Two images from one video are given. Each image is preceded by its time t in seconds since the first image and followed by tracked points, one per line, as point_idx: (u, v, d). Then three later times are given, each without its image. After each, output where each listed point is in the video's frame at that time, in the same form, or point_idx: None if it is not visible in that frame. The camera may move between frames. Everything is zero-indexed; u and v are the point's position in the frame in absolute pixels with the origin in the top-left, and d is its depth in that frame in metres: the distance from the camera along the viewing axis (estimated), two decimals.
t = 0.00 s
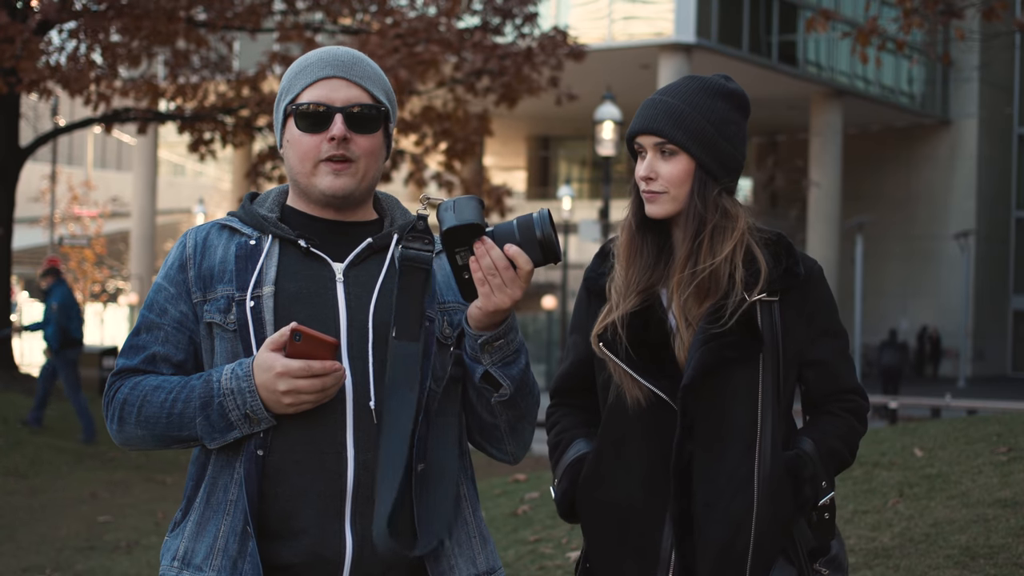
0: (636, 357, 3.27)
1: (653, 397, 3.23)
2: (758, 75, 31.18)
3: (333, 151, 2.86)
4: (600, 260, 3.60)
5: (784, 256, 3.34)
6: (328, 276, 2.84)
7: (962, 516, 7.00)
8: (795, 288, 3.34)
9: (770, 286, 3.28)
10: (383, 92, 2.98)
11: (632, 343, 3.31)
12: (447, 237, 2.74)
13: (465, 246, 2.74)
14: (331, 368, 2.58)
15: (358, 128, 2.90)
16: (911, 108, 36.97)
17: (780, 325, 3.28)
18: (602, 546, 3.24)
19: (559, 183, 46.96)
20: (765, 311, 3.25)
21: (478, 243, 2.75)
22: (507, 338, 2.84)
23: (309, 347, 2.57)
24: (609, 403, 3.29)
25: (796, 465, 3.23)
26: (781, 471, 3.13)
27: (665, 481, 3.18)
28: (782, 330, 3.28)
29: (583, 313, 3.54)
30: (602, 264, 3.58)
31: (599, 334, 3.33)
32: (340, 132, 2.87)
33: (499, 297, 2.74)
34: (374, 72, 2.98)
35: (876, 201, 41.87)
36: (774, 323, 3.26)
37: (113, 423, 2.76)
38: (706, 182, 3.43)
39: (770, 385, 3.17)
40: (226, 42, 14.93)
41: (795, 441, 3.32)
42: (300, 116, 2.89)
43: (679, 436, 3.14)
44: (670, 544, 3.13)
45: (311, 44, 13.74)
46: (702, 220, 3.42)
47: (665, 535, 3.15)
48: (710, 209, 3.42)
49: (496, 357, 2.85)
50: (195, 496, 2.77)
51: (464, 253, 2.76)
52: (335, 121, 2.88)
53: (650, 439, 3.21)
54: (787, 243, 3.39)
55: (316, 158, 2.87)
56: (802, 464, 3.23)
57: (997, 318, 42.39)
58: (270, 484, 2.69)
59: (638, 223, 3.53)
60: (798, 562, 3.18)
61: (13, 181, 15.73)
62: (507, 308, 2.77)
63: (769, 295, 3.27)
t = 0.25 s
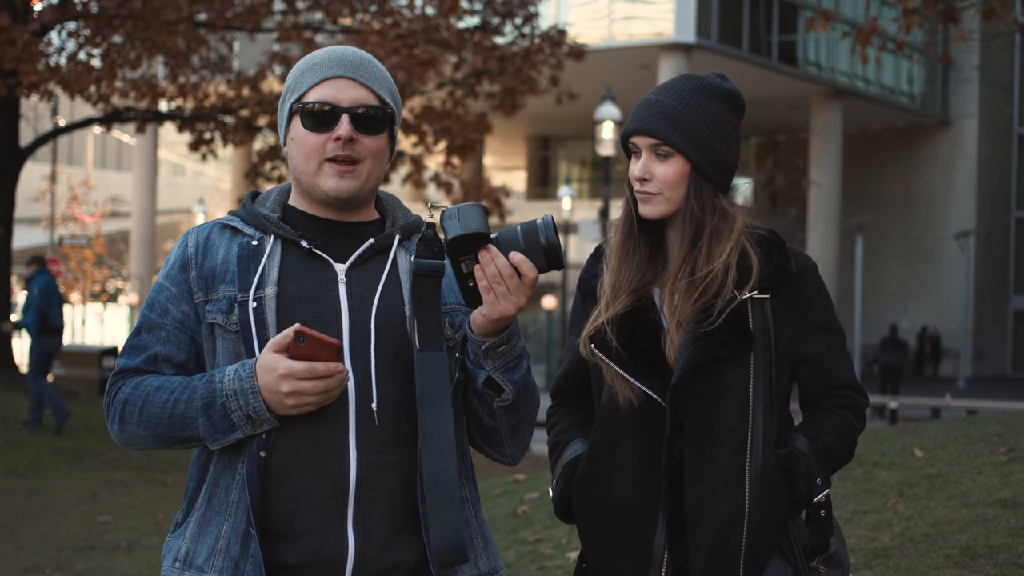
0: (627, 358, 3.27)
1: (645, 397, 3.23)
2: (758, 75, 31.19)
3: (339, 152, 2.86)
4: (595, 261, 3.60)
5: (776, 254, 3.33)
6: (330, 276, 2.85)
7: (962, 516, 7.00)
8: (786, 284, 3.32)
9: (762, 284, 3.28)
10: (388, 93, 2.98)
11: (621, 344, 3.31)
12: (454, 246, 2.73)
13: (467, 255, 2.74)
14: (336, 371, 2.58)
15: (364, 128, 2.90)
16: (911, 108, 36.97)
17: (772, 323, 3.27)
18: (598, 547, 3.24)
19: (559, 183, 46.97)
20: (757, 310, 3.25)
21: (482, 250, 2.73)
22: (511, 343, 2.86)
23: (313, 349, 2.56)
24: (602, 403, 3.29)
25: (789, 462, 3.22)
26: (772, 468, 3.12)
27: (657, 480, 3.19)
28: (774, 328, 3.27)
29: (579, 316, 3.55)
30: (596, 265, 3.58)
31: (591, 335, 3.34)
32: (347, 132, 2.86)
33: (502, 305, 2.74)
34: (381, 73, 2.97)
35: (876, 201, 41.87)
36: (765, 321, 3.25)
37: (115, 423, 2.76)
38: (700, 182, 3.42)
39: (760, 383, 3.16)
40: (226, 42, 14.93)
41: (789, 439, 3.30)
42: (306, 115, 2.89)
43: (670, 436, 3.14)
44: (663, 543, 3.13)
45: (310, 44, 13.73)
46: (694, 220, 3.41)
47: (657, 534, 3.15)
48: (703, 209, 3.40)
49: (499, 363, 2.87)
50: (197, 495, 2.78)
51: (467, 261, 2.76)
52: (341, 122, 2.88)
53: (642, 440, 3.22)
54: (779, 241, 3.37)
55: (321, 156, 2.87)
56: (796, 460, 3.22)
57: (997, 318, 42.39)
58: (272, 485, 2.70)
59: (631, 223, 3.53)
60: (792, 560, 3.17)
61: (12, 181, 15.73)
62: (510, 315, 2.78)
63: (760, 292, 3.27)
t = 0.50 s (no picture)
0: (622, 360, 3.27)
1: (639, 399, 3.23)
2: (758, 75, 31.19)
3: (344, 151, 2.87)
4: (587, 263, 3.60)
5: (769, 256, 3.34)
6: (333, 276, 2.85)
7: (962, 516, 7.00)
8: (779, 285, 3.33)
9: (755, 285, 3.29)
10: (393, 95, 2.99)
11: (616, 346, 3.30)
12: (449, 267, 2.66)
13: (463, 274, 2.67)
14: (307, 331, 2.51)
15: (368, 129, 2.90)
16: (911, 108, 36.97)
17: (766, 323, 3.28)
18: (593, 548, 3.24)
19: (559, 183, 46.98)
20: (750, 311, 3.25)
21: (477, 269, 2.68)
22: (507, 353, 2.88)
23: (284, 309, 2.52)
24: (596, 405, 3.29)
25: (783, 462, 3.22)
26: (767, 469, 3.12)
27: (652, 481, 3.19)
28: (768, 329, 3.27)
29: (571, 317, 3.54)
30: (589, 266, 3.58)
31: (585, 339, 3.34)
32: (352, 132, 2.86)
33: (500, 321, 2.73)
34: (386, 74, 2.98)
35: (876, 201, 41.87)
36: (759, 323, 3.25)
37: (114, 424, 2.74)
38: (695, 187, 3.42)
39: (755, 385, 3.16)
40: (226, 42, 14.94)
41: (783, 440, 3.29)
42: (311, 114, 2.88)
43: (665, 437, 3.15)
44: (657, 543, 3.14)
45: (310, 44, 13.73)
46: (691, 223, 3.41)
47: (652, 535, 3.15)
48: (698, 213, 3.41)
49: (495, 372, 2.89)
50: (197, 498, 2.76)
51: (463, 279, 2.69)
52: (346, 122, 2.87)
53: (638, 442, 3.22)
54: (772, 243, 3.39)
55: (325, 156, 2.87)
56: (791, 459, 3.21)
57: (997, 318, 42.40)
58: (274, 488, 2.69)
59: (626, 225, 3.52)
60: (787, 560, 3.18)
61: (13, 181, 15.73)
62: (506, 331, 2.77)
63: (753, 294, 3.28)
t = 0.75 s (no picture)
0: (620, 361, 3.26)
1: (637, 401, 3.22)
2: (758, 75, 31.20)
3: (345, 150, 2.87)
4: (582, 263, 3.59)
5: (765, 257, 3.34)
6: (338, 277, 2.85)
7: (962, 516, 7.00)
8: (774, 286, 3.33)
9: (750, 285, 3.29)
10: (396, 95, 2.99)
11: (613, 348, 3.30)
12: (430, 302, 2.64)
13: (447, 307, 2.66)
14: (288, 326, 2.47)
15: (371, 129, 2.91)
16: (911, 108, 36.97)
17: (761, 323, 3.28)
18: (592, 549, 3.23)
19: (559, 183, 47.00)
20: (746, 311, 3.25)
21: (460, 302, 2.66)
22: (498, 377, 2.87)
23: (264, 302, 2.48)
24: (593, 407, 3.28)
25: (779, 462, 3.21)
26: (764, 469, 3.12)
27: (651, 481, 3.19)
28: (763, 330, 3.27)
29: (566, 318, 3.53)
30: (584, 267, 3.57)
31: (582, 341, 3.32)
32: (354, 131, 2.86)
33: (485, 350, 2.73)
34: (388, 75, 2.98)
35: (876, 201, 41.88)
36: (755, 323, 3.25)
37: (112, 419, 2.74)
38: (693, 188, 3.43)
39: (752, 387, 3.16)
40: (226, 42, 14.94)
41: (779, 439, 3.28)
42: (312, 114, 2.89)
43: (663, 439, 3.14)
44: (656, 543, 3.14)
45: (310, 44, 13.73)
46: (688, 224, 3.42)
47: (650, 535, 3.16)
48: (697, 214, 3.41)
49: (485, 397, 2.89)
50: (199, 496, 2.75)
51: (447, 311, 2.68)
52: (348, 121, 2.87)
53: (635, 443, 3.21)
54: (767, 244, 3.39)
55: (327, 154, 2.87)
56: (788, 460, 3.20)
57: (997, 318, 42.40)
58: (279, 490, 2.69)
59: (622, 226, 3.51)
60: (784, 559, 3.20)
61: (13, 181, 15.73)
62: (494, 359, 2.77)
63: (748, 294, 3.27)
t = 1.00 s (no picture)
0: (617, 361, 3.27)
1: (636, 400, 3.22)
2: (758, 75, 31.20)
3: (355, 151, 2.86)
4: (579, 263, 3.58)
5: (762, 257, 3.34)
6: (343, 276, 2.85)
7: (962, 516, 7.00)
8: (770, 284, 3.33)
9: (747, 284, 3.29)
10: (405, 97, 2.99)
11: (611, 347, 3.29)
12: (435, 300, 2.66)
13: (454, 305, 2.69)
14: (288, 318, 2.44)
15: (379, 130, 2.90)
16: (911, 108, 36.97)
17: (757, 322, 3.28)
18: (591, 550, 3.23)
19: (559, 183, 47.01)
20: (742, 310, 3.26)
21: (466, 299, 2.68)
22: (512, 376, 2.88)
23: (262, 292, 2.46)
24: (590, 408, 3.29)
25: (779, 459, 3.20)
26: (762, 466, 3.13)
27: (650, 481, 3.18)
28: (760, 329, 3.27)
29: (562, 319, 3.53)
30: (582, 268, 3.57)
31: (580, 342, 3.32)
32: (363, 132, 2.86)
33: (497, 347, 2.72)
34: (397, 75, 2.98)
35: (876, 201, 41.88)
36: (751, 322, 3.26)
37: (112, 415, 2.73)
38: (692, 190, 3.43)
39: (749, 384, 3.16)
40: (226, 42, 14.93)
41: (777, 436, 3.27)
42: (322, 114, 2.89)
43: (661, 439, 3.15)
44: (655, 542, 3.14)
45: (311, 44, 13.71)
46: (688, 224, 3.42)
47: (648, 535, 3.15)
48: (696, 215, 3.41)
49: (497, 398, 2.89)
50: (201, 496, 2.75)
51: (455, 311, 2.71)
52: (357, 122, 2.87)
53: (633, 442, 3.21)
54: (764, 243, 3.39)
55: (336, 156, 2.86)
56: (787, 457, 3.20)
57: (997, 319, 42.39)
58: (284, 487, 2.69)
59: (619, 228, 3.52)
60: (783, 557, 3.21)
61: (13, 180, 15.73)
62: (506, 357, 2.77)
63: (744, 293, 3.28)
